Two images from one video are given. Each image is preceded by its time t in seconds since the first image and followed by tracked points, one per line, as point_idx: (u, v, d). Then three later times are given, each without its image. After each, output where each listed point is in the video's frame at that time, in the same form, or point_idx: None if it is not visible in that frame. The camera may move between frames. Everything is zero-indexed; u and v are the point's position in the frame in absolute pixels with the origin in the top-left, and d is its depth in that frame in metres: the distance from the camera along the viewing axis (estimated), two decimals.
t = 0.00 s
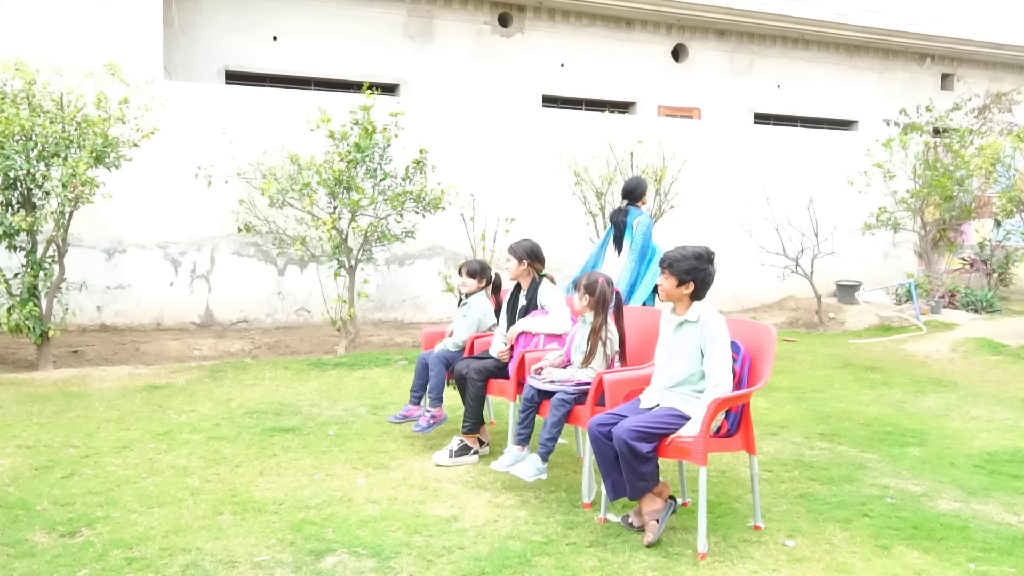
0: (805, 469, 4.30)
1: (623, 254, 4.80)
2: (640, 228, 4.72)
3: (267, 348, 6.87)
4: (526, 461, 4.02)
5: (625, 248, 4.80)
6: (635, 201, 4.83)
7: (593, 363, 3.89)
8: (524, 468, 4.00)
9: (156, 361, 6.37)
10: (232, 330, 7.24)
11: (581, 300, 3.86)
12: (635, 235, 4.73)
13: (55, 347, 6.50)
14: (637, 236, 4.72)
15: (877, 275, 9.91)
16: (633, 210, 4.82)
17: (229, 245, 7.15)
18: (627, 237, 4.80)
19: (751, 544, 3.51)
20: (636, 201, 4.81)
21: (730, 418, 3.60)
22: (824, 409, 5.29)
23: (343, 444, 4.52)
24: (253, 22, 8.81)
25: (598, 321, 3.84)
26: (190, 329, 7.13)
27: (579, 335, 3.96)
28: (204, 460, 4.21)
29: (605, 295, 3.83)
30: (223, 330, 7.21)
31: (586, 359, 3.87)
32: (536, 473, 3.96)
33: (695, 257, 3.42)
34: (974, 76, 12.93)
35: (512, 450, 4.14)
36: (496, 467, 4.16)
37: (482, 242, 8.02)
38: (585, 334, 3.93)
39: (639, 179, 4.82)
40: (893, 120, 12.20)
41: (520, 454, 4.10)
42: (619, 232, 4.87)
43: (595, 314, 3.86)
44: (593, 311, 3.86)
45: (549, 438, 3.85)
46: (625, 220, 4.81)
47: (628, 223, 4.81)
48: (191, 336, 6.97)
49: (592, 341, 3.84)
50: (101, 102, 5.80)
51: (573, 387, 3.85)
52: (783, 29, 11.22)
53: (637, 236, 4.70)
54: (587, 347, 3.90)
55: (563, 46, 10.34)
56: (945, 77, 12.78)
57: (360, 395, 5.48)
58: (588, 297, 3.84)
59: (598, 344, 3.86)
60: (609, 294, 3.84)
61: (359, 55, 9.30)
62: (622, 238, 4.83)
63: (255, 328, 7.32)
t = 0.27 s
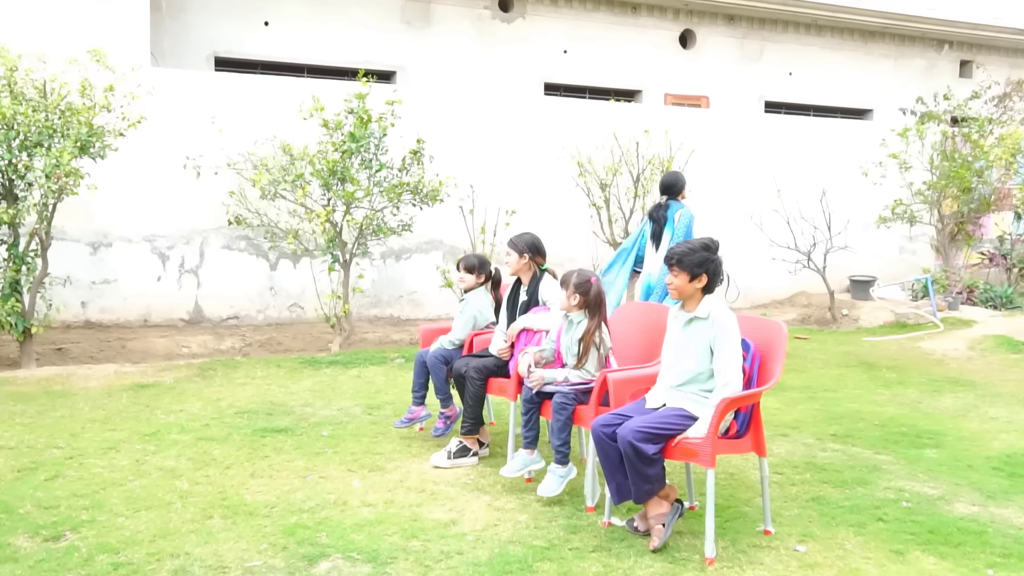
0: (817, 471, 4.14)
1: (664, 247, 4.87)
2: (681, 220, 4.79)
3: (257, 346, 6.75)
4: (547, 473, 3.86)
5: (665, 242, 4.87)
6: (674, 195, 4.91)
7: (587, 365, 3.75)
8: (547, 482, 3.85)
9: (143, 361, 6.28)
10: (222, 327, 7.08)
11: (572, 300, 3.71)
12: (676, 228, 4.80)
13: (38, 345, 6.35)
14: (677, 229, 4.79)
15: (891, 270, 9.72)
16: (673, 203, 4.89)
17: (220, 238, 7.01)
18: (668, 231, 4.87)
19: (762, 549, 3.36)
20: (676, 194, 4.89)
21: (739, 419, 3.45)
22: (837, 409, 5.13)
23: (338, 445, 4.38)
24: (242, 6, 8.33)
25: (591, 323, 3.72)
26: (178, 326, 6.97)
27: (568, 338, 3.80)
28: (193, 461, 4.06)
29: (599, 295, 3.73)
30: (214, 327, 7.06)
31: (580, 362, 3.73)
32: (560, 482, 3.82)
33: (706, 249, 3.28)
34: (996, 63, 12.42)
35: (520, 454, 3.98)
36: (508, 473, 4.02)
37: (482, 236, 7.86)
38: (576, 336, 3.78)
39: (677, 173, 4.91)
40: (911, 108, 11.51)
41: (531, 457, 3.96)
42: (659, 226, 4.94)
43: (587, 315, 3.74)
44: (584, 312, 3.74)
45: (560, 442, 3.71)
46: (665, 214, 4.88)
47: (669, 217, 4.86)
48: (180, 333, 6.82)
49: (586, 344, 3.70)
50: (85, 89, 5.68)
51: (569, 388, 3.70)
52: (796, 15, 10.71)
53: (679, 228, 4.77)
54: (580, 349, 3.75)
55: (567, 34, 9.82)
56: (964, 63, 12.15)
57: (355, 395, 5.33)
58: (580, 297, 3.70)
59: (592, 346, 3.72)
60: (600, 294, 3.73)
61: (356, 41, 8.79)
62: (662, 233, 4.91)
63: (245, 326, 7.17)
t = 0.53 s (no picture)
0: (828, 474, 4.00)
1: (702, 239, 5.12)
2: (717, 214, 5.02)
3: (248, 344, 6.62)
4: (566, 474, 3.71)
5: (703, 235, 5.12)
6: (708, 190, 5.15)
7: (575, 368, 3.57)
8: (568, 483, 3.70)
9: (131, 358, 6.18)
10: (211, 324, 6.94)
11: (550, 303, 3.56)
12: (715, 222, 5.04)
13: (21, 343, 6.21)
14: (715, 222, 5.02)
15: (906, 266, 9.56)
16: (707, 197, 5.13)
17: (210, 232, 6.87)
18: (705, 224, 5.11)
19: (771, 555, 3.22)
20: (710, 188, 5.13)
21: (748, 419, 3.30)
22: (849, 410, 4.98)
23: (331, 447, 4.24)
24: None
25: (571, 325, 3.55)
26: (166, 324, 6.84)
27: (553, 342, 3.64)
28: (181, 464, 3.93)
29: (577, 297, 3.56)
30: (203, 324, 6.93)
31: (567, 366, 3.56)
32: (581, 481, 3.68)
33: (719, 240, 3.14)
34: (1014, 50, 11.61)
35: (538, 457, 3.82)
36: (530, 481, 3.81)
37: (481, 230, 7.70)
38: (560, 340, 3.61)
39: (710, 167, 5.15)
40: (926, 98, 10.76)
41: (549, 459, 3.80)
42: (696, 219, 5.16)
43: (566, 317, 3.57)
44: (564, 314, 3.57)
45: (569, 445, 3.59)
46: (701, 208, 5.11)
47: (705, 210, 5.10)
48: (168, 331, 6.68)
49: (569, 346, 3.54)
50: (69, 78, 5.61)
51: (564, 392, 3.56)
52: None
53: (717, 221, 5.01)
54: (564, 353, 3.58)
55: (568, 20, 9.29)
56: (981, 52, 11.44)
57: (350, 394, 5.19)
58: (558, 299, 3.54)
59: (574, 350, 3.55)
60: (580, 297, 3.57)
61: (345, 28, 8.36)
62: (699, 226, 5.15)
63: (235, 323, 7.03)
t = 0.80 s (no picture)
0: (840, 480, 3.85)
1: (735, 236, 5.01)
2: (752, 212, 4.84)
3: (238, 344, 6.46)
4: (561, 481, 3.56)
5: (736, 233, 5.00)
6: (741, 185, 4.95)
7: (573, 367, 3.43)
8: (562, 490, 3.55)
9: (113, 361, 5.96)
10: (198, 324, 6.81)
11: (555, 297, 3.45)
12: (749, 220, 4.86)
13: (2, 342, 6.06)
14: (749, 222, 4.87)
15: (923, 264, 9.38)
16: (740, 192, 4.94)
17: (197, 229, 6.72)
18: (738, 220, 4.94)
19: (782, 565, 3.07)
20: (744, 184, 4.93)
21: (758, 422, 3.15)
22: (862, 413, 4.83)
23: (324, 452, 4.09)
24: None
25: (576, 320, 3.42)
26: (152, 323, 6.71)
27: (555, 340, 3.51)
28: (168, 470, 3.79)
29: (584, 291, 3.44)
30: (190, 323, 6.79)
31: (564, 366, 3.42)
32: (576, 488, 3.52)
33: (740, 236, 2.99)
34: None
35: (532, 462, 3.70)
36: (521, 487, 3.70)
37: (478, 225, 7.57)
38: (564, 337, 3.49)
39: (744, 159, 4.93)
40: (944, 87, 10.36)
41: (541, 465, 3.68)
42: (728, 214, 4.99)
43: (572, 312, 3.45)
44: (569, 309, 3.45)
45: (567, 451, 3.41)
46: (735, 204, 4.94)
47: (739, 205, 4.91)
48: (153, 331, 6.54)
49: (571, 343, 3.40)
50: (52, 68, 5.58)
51: (562, 394, 3.41)
52: None
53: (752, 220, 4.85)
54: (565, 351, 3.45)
55: (569, 8, 9.05)
56: (1000, 40, 11.01)
57: (344, 397, 5.05)
58: (564, 293, 3.43)
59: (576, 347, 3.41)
60: (587, 291, 3.45)
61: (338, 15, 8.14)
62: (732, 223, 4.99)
63: (224, 323, 6.89)
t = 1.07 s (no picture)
0: (851, 485, 3.74)
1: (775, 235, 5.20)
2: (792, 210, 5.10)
3: (229, 345, 6.38)
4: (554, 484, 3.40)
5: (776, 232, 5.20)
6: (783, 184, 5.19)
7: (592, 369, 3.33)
8: (554, 494, 3.39)
9: (103, 361, 5.90)
10: (190, 324, 6.71)
11: (561, 300, 3.35)
12: (789, 217, 5.12)
13: None
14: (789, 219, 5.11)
15: (935, 264, 9.33)
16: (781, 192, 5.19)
17: (188, 226, 6.61)
18: (779, 218, 5.18)
19: (792, 573, 2.96)
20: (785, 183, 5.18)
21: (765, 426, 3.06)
22: (872, 416, 4.72)
23: (319, 456, 3.99)
24: None
25: (587, 322, 3.30)
26: (142, 323, 6.60)
27: (568, 342, 3.40)
28: (158, 474, 3.68)
29: (588, 291, 3.32)
30: (181, 323, 6.69)
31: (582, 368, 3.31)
32: (569, 494, 3.37)
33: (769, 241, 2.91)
34: None
35: (527, 466, 3.55)
36: (513, 490, 3.56)
37: (477, 223, 7.46)
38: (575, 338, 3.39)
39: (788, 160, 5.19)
40: (956, 81, 10.19)
41: (537, 470, 3.52)
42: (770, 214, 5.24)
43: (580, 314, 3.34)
44: (576, 311, 3.34)
45: (567, 453, 3.28)
46: (776, 203, 5.18)
47: (780, 205, 5.17)
48: (143, 331, 6.45)
49: (586, 345, 3.28)
50: (38, 61, 5.53)
51: (575, 394, 3.31)
52: None
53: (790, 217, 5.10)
54: (581, 353, 3.34)
55: None
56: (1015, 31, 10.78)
57: (340, 399, 4.94)
58: (569, 296, 3.33)
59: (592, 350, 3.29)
60: (591, 288, 3.33)
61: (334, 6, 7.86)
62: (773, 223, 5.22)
63: (217, 323, 6.79)
